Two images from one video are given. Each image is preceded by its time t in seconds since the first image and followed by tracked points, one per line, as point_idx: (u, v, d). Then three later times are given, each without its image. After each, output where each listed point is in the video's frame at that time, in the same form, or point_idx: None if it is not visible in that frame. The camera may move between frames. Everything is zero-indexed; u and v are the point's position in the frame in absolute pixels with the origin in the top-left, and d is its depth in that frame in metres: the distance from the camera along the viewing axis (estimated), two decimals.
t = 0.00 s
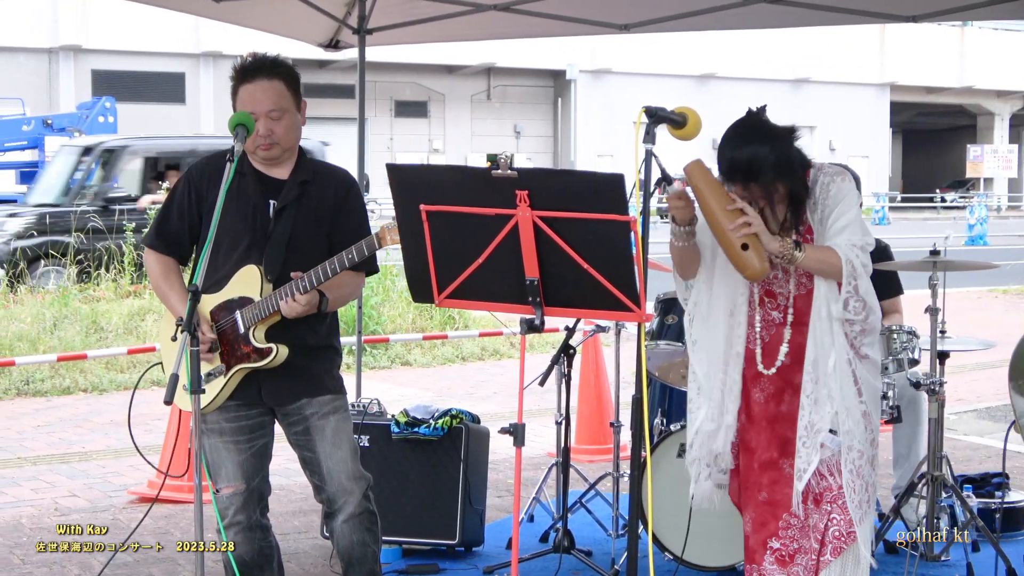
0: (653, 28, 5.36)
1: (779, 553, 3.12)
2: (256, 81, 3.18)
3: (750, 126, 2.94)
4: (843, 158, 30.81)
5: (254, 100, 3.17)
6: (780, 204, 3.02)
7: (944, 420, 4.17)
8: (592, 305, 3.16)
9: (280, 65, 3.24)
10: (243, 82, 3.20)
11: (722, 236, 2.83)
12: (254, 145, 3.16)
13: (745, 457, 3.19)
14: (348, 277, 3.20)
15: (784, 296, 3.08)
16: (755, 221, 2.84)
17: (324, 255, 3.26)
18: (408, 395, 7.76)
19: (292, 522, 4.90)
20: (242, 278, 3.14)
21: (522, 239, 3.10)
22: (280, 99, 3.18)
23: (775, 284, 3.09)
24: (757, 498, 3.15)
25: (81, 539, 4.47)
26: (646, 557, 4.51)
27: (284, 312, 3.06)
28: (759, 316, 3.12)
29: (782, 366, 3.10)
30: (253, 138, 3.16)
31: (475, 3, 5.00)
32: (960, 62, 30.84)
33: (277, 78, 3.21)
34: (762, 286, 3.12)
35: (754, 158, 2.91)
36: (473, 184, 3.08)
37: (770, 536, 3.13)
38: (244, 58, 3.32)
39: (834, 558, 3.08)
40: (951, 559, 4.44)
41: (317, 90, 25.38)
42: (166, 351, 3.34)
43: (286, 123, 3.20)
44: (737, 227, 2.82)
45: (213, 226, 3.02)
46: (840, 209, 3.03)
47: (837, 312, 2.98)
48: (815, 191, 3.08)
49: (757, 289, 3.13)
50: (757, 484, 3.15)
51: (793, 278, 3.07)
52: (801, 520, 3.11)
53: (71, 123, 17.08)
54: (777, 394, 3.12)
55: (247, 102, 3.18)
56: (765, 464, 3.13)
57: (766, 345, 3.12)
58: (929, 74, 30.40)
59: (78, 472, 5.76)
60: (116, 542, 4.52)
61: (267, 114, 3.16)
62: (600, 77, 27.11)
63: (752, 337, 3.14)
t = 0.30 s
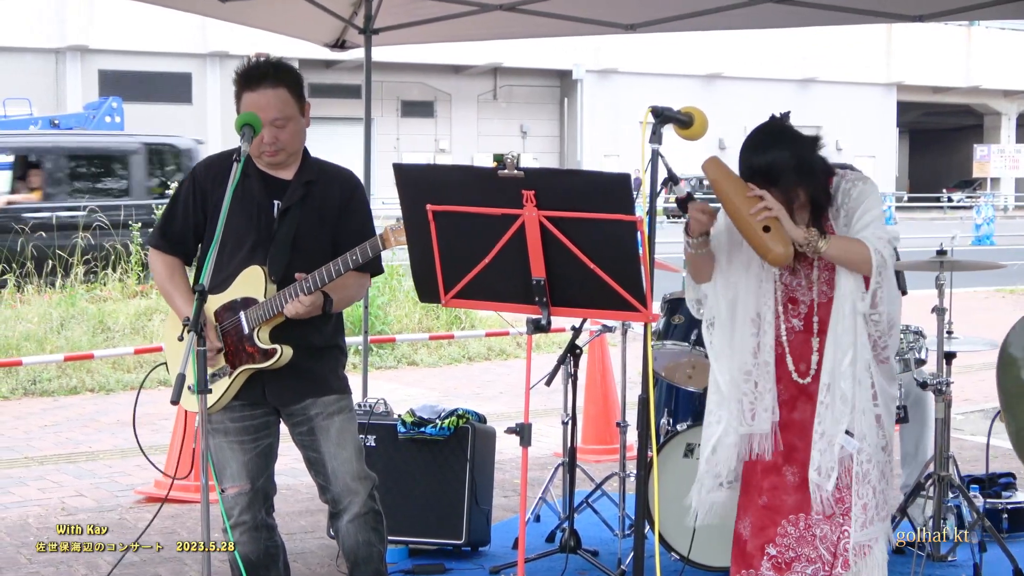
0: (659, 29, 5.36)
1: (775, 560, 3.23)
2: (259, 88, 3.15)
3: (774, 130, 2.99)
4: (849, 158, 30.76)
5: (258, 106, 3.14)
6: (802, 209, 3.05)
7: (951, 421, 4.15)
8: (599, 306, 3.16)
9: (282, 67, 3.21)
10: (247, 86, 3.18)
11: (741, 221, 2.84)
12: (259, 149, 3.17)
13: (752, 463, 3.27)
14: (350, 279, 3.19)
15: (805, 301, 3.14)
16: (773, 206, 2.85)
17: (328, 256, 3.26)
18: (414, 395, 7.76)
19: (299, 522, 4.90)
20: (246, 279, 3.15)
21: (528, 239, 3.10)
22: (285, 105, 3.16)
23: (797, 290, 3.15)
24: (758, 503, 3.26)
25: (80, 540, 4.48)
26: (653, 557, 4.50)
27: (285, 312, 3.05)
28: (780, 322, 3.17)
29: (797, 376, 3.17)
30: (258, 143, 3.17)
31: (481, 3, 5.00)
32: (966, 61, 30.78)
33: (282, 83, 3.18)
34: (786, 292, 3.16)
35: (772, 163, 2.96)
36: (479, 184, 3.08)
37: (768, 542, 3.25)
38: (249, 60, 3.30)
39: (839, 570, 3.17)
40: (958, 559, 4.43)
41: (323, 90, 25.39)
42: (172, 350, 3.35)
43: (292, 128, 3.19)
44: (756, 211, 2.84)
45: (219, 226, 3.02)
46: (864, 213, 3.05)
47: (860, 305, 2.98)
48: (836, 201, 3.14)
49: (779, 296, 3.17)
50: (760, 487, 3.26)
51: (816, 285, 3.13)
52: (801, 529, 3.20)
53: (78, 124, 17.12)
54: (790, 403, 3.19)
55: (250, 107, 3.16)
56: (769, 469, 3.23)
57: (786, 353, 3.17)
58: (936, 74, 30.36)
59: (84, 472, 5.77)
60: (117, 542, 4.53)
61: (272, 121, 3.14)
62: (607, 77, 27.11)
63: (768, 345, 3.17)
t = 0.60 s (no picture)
0: (665, 28, 5.35)
1: (803, 561, 3.16)
2: (264, 91, 3.15)
3: (811, 132, 2.99)
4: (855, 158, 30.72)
5: (262, 107, 3.14)
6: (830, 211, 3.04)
7: (956, 421, 4.20)
8: (605, 306, 3.15)
9: (288, 69, 3.21)
10: (251, 87, 3.17)
11: (756, 210, 2.85)
12: (265, 152, 3.16)
13: (779, 464, 3.22)
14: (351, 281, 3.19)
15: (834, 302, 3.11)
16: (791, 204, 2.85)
17: (332, 258, 3.27)
18: (419, 395, 7.76)
19: (304, 522, 4.90)
20: (251, 281, 3.16)
21: (534, 239, 3.09)
22: (290, 108, 3.16)
23: (827, 290, 3.12)
24: (787, 503, 3.20)
25: (80, 540, 4.49)
26: (659, 557, 4.48)
27: (277, 322, 3.06)
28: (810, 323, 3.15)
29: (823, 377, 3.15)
30: (263, 145, 3.16)
31: (486, 3, 5.00)
32: (972, 61, 30.72)
33: (286, 85, 3.18)
34: (815, 293, 3.15)
35: (801, 161, 2.95)
36: (485, 184, 3.08)
37: (796, 543, 3.18)
38: (254, 60, 3.30)
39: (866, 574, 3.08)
40: (963, 559, 4.43)
41: (329, 90, 25.43)
42: (177, 351, 3.35)
43: (297, 131, 3.19)
44: (772, 203, 2.84)
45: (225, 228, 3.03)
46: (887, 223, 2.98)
47: (869, 319, 2.94)
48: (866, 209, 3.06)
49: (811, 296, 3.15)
50: (790, 489, 3.20)
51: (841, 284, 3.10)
52: (831, 531, 3.13)
53: (84, 123, 17.24)
54: (817, 404, 3.16)
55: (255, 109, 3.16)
56: (799, 470, 3.18)
57: (815, 354, 3.15)
58: (942, 74, 30.32)
59: (90, 472, 5.77)
60: (119, 541, 4.53)
61: (277, 123, 3.14)
62: (612, 77, 27.13)
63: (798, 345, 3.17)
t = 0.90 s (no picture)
0: (669, 29, 5.35)
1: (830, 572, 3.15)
2: (269, 89, 3.16)
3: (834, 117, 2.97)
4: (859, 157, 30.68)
5: (267, 106, 3.15)
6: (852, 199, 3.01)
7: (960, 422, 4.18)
8: (608, 305, 3.16)
9: (296, 69, 3.22)
10: (259, 86, 3.19)
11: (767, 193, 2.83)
12: (270, 150, 3.17)
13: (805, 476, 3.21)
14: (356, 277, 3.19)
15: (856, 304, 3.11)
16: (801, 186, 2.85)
17: (336, 258, 3.27)
18: (423, 395, 7.76)
19: (308, 522, 4.90)
20: (255, 281, 3.16)
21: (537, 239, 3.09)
22: (295, 106, 3.17)
23: (851, 291, 3.11)
24: (811, 516, 3.19)
25: (81, 540, 4.49)
26: (662, 557, 4.48)
27: (283, 320, 3.06)
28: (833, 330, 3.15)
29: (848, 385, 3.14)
30: (268, 144, 3.16)
31: (490, 3, 5.00)
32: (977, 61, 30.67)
33: (292, 84, 3.18)
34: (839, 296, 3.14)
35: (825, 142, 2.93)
36: (488, 185, 3.08)
37: (821, 555, 3.17)
38: (260, 60, 3.31)
39: None
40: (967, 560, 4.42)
41: (333, 90, 25.46)
42: (180, 349, 3.35)
43: (302, 129, 3.19)
44: (783, 186, 2.83)
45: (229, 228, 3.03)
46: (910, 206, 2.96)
47: (896, 300, 2.92)
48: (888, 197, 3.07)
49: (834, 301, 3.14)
50: (813, 502, 3.19)
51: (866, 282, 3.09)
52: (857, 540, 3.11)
53: (88, 123, 17.28)
54: (843, 414, 3.15)
55: (261, 108, 3.17)
56: (824, 483, 3.17)
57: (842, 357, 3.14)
58: (946, 74, 30.28)
59: (94, 472, 5.78)
60: (120, 542, 4.53)
61: (281, 121, 3.15)
62: (615, 77, 27.14)
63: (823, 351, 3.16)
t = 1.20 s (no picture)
0: (670, 28, 5.35)
1: None
2: (270, 82, 3.19)
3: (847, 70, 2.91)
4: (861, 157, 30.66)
5: (268, 100, 3.17)
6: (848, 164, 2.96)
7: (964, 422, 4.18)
8: (611, 305, 3.15)
9: (296, 66, 3.24)
10: (260, 83, 3.21)
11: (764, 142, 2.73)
12: (269, 145, 3.17)
13: (816, 480, 3.11)
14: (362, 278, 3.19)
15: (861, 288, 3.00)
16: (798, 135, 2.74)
17: (339, 258, 3.27)
18: (425, 395, 7.77)
19: (310, 522, 4.91)
20: (258, 280, 3.16)
21: (539, 240, 3.09)
22: (294, 99, 3.19)
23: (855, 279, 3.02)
24: (826, 522, 3.09)
25: (80, 540, 4.49)
26: (664, 557, 4.49)
27: (289, 324, 3.06)
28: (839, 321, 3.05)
29: (856, 379, 3.04)
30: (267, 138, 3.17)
31: (492, 3, 5.00)
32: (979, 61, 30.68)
33: (291, 77, 3.21)
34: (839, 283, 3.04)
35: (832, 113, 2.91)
36: (490, 184, 3.08)
37: (839, 561, 3.08)
38: (261, 58, 3.33)
39: None
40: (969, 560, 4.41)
41: (335, 90, 25.48)
42: (182, 349, 3.36)
43: (301, 123, 3.20)
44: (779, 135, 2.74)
45: (231, 227, 3.03)
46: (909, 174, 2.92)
47: (899, 256, 2.85)
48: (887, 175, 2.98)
49: (836, 289, 3.04)
50: (829, 506, 3.09)
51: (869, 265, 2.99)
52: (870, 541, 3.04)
53: (91, 123, 17.30)
54: (852, 410, 3.05)
55: (261, 102, 3.19)
56: (837, 486, 3.07)
57: (848, 348, 3.04)
58: (948, 75, 30.27)
59: (97, 472, 5.78)
60: (122, 542, 4.54)
61: (280, 114, 3.16)
62: (617, 77, 27.17)
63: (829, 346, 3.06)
